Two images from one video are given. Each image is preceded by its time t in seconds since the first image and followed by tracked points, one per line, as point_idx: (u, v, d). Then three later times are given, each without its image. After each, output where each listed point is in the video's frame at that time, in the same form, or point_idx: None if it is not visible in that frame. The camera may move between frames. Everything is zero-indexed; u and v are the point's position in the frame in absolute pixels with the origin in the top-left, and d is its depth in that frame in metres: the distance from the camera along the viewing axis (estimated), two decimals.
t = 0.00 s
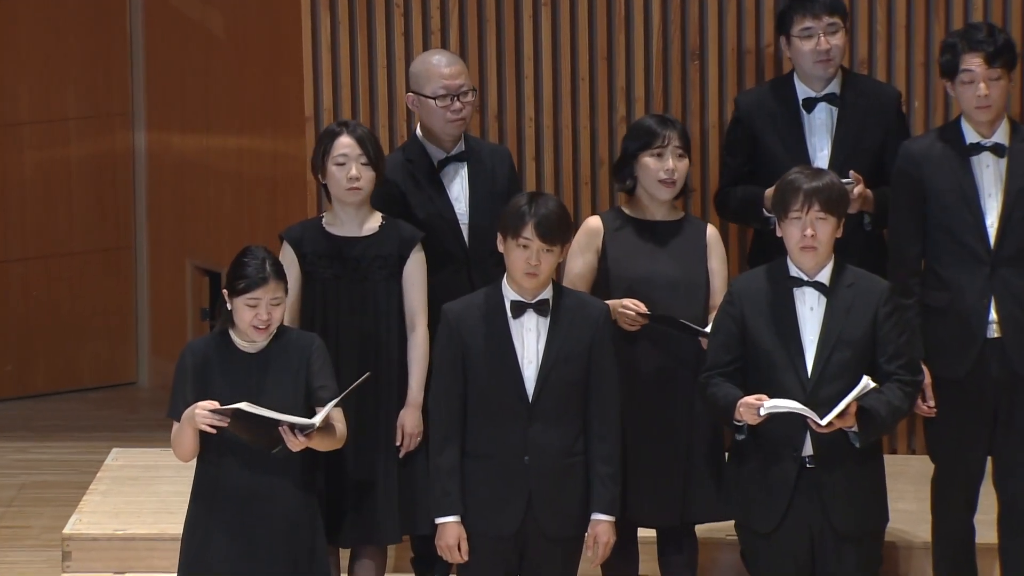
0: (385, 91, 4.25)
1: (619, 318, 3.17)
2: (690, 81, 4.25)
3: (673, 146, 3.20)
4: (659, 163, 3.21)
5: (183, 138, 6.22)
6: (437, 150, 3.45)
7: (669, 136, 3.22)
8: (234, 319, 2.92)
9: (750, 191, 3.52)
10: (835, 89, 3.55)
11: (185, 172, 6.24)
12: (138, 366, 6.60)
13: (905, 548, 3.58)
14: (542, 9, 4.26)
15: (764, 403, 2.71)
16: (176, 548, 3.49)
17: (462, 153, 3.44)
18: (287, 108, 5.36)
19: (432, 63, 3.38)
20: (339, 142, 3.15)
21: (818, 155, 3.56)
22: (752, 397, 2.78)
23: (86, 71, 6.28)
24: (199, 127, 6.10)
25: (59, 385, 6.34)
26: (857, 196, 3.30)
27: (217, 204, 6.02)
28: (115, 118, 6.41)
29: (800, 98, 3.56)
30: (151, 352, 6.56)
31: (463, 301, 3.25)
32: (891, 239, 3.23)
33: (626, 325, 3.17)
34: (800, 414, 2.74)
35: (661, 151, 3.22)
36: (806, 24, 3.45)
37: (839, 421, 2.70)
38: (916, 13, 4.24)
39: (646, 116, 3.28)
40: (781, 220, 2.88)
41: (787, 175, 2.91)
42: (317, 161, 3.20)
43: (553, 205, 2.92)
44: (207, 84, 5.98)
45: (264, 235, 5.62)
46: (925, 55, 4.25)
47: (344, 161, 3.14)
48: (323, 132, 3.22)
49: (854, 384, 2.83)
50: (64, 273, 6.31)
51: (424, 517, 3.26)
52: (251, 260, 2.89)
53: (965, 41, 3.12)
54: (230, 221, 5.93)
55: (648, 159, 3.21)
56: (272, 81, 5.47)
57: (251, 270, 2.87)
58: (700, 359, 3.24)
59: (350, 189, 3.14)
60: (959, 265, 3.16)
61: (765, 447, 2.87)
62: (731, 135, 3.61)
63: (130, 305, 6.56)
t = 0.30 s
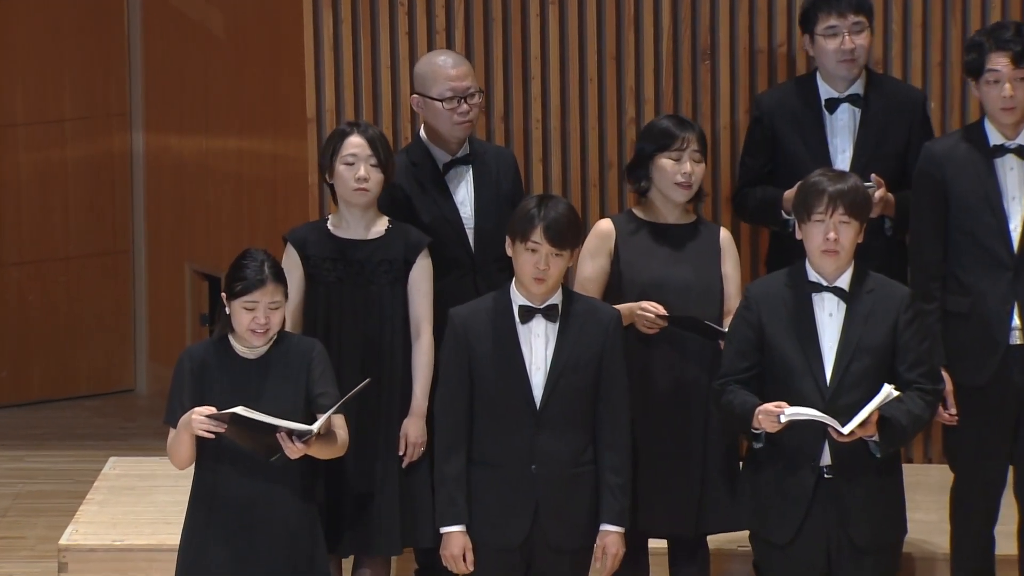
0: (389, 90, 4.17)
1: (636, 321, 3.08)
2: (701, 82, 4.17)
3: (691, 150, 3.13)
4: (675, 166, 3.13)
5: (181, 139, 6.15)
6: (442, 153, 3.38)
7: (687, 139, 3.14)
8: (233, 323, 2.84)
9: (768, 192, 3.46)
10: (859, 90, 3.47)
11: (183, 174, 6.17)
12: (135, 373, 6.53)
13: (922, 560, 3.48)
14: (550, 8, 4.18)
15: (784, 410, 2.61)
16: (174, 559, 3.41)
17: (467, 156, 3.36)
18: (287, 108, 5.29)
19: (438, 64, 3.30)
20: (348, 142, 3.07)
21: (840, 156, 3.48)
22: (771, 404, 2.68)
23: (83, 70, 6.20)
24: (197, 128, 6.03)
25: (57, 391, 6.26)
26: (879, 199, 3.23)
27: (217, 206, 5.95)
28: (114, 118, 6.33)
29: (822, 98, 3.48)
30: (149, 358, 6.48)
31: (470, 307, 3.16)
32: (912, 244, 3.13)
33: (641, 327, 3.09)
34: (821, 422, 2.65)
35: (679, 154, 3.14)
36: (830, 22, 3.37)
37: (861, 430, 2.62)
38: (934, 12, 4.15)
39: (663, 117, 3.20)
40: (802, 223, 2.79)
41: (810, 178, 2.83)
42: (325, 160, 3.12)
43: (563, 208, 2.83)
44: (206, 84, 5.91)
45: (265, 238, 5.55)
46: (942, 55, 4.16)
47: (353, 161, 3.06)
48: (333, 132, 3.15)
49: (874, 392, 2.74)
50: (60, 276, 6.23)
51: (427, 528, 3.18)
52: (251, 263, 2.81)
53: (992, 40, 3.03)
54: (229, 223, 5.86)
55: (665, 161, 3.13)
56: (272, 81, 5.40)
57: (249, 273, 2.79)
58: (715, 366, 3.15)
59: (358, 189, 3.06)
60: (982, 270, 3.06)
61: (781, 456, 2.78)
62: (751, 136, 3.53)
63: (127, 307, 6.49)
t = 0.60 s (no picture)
0: (392, 91, 4.10)
1: (656, 321, 3.01)
2: (713, 83, 4.09)
3: (711, 158, 3.07)
4: (694, 173, 3.07)
5: (180, 140, 6.09)
6: (449, 157, 3.30)
7: (709, 147, 3.08)
8: (230, 327, 2.77)
9: (786, 194, 3.39)
10: (883, 90, 3.38)
11: (183, 175, 6.11)
12: (133, 381, 6.45)
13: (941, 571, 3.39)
14: (558, 7, 4.11)
15: (807, 421, 2.53)
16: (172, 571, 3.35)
17: (473, 160, 3.29)
18: (288, 107, 5.23)
19: (443, 65, 3.24)
20: (360, 143, 2.99)
21: (861, 158, 3.40)
22: (791, 414, 2.60)
23: (81, 73, 6.13)
24: (197, 129, 5.97)
25: (55, 398, 6.22)
26: (900, 201, 3.15)
27: (217, 207, 5.89)
28: (111, 121, 6.26)
29: (845, 97, 3.39)
30: (148, 365, 6.40)
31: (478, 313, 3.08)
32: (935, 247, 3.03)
33: (660, 326, 3.01)
34: (842, 433, 2.57)
35: (699, 161, 3.08)
36: (857, 19, 3.29)
37: (883, 440, 2.53)
38: (951, 11, 4.06)
39: (679, 120, 3.14)
40: (823, 226, 2.71)
41: (830, 181, 2.76)
42: (332, 161, 3.03)
43: (572, 212, 2.75)
44: (206, 85, 5.85)
45: (263, 243, 5.48)
46: (960, 56, 4.08)
47: (365, 163, 2.99)
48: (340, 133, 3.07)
49: (896, 402, 2.66)
50: (55, 282, 6.16)
51: (428, 539, 3.09)
52: (249, 264, 2.75)
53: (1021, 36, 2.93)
54: (229, 226, 5.80)
55: (684, 167, 3.07)
56: (273, 80, 5.35)
57: (246, 275, 2.73)
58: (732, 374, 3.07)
59: (369, 193, 2.98)
60: (1008, 276, 2.96)
61: (801, 467, 2.70)
62: (772, 136, 3.45)
63: (126, 311, 6.42)
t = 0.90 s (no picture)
0: (392, 91, 4.04)
1: (673, 319, 2.90)
2: (721, 83, 4.01)
3: (727, 166, 3.01)
4: (708, 179, 3.00)
5: (175, 141, 6.03)
6: (453, 159, 3.23)
7: (725, 154, 3.01)
8: (225, 328, 2.71)
9: (797, 195, 3.31)
10: (896, 91, 3.30)
11: (178, 177, 6.04)
12: (127, 386, 6.41)
13: None
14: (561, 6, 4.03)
15: (823, 432, 2.46)
16: None
17: (478, 162, 3.22)
18: (284, 105, 5.16)
19: (453, 70, 3.16)
20: (362, 145, 2.92)
21: (873, 159, 3.33)
22: (806, 424, 2.52)
23: (73, 76, 6.09)
24: (192, 130, 5.91)
25: (47, 405, 6.19)
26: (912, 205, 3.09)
27: (213, 209, 5.82)
28: (104, 121, 6.21)
29: (857, 97, 3.33)
30: (141, 369, 6.36)
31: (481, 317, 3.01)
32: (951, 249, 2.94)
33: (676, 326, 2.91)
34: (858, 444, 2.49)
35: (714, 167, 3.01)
36: (869, 18, 3.22)
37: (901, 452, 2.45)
38: (964, 9, 3.98)
39: (694, 123, 3.05)
40: (837, 230, 2.64)
41: (844, 184, 2.69)
42: (332, 163, 2.96)
43: (580, 213, 2.60)
44: (202, 86, 5.79)
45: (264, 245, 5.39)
46: (973, 54, 4.00)
47: (367, 166, 2.91)
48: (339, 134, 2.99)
49: (911, 410, 2.59)
50: (48, 285, 6.12)
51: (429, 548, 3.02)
52: (243, 262, 2.70)
53: None
54: (226, 227, 5.72)
55: (699, 173, 3.00)
56: (270, 79, 5.28)
57: (241, 270, 2.68)
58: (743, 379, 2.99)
59: (372, 197, 2.91)
60: None
61: (815, 476, 2.62)
62: (783, 136, 3.38)
63: (120, 315, 6.37)
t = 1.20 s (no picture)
0: (391, 89, 3.99)
1: (684, 315, 2.84)
2: (725, 80, 3.95)
3: (736, 168, 2.95)
4: (718, 182, 2.95)
5: (169, 141, 5.98)
6: (456, 160, 3.17)
7: (735, 155, 2.95)
8: (220, 327, 2.66)
9: (796, 196, 3.25)
10: (894, 86, 3.26)
11: (172, 176, 6.00)
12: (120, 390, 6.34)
13: None
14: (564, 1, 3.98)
15: (828, 435, 2.40)
16: None
17: (480, 162, 3.15)
18: (282, 103, 5.12)
19: (461, 72, 3.10)
20: (357, 147, 2.86)
21: (874, 158, 3.26)
22: (811, 428, 2.47)
23: (64, 73, 6.02)
24: (187, 129, 5.86)
25: (37, 408, 6.09)
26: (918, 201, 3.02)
27: (208, 208, 5.77)
28: (97, 119, 6.16)
29: (855, 94, 3.27)
30: (135, 373, 6.29)
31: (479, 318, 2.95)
32: (961, 250, 2.88)
33: (687, 319, 2.84)
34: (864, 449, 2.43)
35: (724, 169, 2.95)
36: (865, 10, 3.17)
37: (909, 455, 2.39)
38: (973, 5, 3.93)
39: (703, 122, 2.99)
40: (844, 232, 2.59)
41: (849, 184, 2.63)
42: (326, 165, 2.90)
43: (586, 215, 2.53)
44: (198, 84, 5.75)
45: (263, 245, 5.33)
46: (982, 51, 3.96)
47: (364, 168, 2.86)
48: (333, 135, 2.93)
49: (919, 414, 2.53)
50: (40, 287, 6.04)
51: (430, 553, 2.96)
52: (237, 258, 2.67)
53: None
54: (222, 227, 5.66)
55: (708, 175, 2.94)
56: (268, 78, 5.21)
57: (235, 266, 2.65)
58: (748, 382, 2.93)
59: (369, 202, 2.85)
60: None
61: (821, 482, 2.56)
62: (782, 135, 3.32)
63: (111, 317, 6.30)
